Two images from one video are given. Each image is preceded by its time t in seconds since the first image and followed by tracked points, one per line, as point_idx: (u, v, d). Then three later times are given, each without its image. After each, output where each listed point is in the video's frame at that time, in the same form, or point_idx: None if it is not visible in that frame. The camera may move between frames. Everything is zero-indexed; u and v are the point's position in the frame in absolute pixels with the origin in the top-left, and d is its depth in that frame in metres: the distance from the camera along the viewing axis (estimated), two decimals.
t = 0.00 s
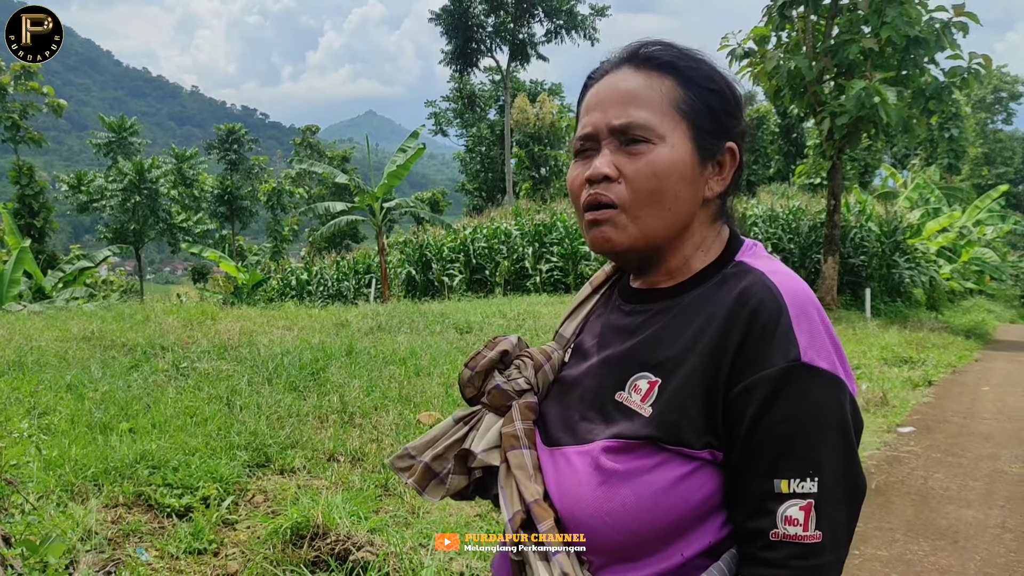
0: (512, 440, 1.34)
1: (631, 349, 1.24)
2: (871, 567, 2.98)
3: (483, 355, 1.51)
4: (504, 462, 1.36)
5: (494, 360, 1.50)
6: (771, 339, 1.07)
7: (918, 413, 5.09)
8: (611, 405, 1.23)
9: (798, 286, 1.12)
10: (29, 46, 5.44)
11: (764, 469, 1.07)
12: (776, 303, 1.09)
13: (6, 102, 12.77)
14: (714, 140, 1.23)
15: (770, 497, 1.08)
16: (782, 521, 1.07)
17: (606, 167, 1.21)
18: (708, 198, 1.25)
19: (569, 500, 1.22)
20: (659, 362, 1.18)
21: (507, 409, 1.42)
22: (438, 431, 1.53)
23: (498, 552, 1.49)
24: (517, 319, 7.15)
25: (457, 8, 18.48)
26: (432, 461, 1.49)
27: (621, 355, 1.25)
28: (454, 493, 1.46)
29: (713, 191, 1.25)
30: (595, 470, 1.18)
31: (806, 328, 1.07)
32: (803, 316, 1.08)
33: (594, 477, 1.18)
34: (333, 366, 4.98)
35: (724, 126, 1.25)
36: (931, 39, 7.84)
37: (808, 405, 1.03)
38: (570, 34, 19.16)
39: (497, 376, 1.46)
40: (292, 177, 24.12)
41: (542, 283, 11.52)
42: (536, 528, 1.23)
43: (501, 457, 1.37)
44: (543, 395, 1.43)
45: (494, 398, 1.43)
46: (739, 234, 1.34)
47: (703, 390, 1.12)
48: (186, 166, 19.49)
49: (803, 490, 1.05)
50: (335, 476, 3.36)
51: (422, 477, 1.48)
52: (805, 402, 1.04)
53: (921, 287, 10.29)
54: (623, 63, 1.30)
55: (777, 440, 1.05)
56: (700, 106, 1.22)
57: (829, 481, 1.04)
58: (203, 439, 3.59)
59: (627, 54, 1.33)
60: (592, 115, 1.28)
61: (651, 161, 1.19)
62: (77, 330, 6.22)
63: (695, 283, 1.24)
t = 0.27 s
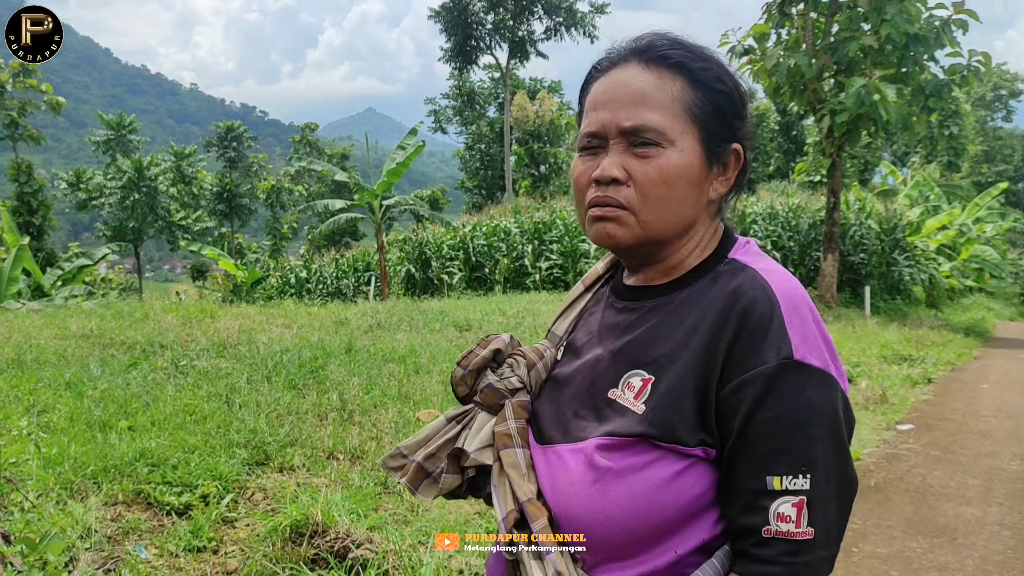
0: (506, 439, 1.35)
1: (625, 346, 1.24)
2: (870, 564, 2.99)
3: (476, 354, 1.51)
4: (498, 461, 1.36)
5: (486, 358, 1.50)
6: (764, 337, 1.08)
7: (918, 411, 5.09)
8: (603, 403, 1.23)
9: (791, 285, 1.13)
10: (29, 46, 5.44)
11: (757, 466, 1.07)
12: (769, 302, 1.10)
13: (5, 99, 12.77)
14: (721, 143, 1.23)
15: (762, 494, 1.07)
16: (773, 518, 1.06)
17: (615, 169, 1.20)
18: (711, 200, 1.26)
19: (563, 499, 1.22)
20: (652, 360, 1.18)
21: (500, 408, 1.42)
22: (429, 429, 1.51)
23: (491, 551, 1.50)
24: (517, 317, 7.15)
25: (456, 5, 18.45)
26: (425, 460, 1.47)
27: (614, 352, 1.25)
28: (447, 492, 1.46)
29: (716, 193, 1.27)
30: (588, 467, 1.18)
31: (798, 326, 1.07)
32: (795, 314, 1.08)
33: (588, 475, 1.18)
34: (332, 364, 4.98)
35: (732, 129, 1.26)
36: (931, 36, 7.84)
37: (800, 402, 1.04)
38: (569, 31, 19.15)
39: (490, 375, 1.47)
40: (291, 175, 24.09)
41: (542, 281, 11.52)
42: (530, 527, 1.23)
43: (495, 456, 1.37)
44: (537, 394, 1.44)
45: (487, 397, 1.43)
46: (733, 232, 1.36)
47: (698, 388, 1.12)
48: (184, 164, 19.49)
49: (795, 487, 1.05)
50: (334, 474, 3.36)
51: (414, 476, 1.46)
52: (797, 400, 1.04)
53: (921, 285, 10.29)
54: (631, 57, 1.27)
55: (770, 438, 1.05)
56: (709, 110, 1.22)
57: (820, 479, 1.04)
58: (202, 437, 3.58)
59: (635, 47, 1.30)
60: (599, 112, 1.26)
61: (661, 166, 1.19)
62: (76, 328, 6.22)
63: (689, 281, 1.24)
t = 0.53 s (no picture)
0: (501, 438, 1.34)
1: (624, 339, 1.25)
2: (868, 558, 2.99)
3: (466, 354, 1.49)
4: (493, 460, 1.35)
5: (477, 357, 1.48)
6: (761, 328, 1.08)
7: (916, 406, 5.09)
8: (601, 397, 1.23)
9: (786, 276, 1.14)
10: (29, 45, 5.44)
11: (756, 456, 1.07)
12: (765, 293, 1.10)
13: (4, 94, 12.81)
14: (730, 139, 1.26)
15: (762, 483, 1.07)
16: (775, 507, 1.06)
17: (632, 166, 1.21)
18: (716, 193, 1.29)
19: (563, 495, 1.22)
20: (651, 352, 1.18)
21: (494, 406, 1.42)
22: (422, 431, 1.50)
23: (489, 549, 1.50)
24: (516, 312, 7.15)
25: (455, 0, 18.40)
26: (419, 462, 1.46)
27: (613, 346, 1.25)
28: (443, 493, 1.45)
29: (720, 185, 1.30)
30: (588, 461, 1.18)
31: (795, 317, 1.08)
32: (791, 305, 1.09)
33: (588, 470, 1.18)
34: (331, 359, 4.98)
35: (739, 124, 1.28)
36: (930, 31, 7.83)
37: (799, 391, 1.04)
38: (568, 26, 19.12)
39: (481, 374, 1.46)
40: (290, 171, 24.05)
41: (541, 277, 11.52)
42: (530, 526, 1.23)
43: (490, 455, 1.36)
44: (530, 391, 1.44)
45: (480, 396, 1.42)
46: (726, 226, 1.38)
47: (697, 379, 1.12)
48: (184, 159, 19.63)
49: (795, 475, 1.05)
50: (333, 469, 3.36)
51: (409, 478, 1.46)
52: (796, 389, 1.04)
53: (920, 281, 10.29)
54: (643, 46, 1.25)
55: (769, 427, 1.05)
56: (720, 106, 1.23)
57: (819, 467, 1.04)
58: (201, 432, 3.58)
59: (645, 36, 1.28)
60: (612, 103, 1.25)
61: (677, 163, 1.20)
62: (75, 323, 6.22)
63: (686, 273, 1.24)
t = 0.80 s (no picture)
0: (504, 439, 1.34)
1: (624, 337, 1.25)
2: (867, 555, 3.00)
3: (465, 357, 1.49)
4: (497, 461, 1.35)
5: (476, 361, 1.48)
6: (763, 320, 1.08)
7: (916, 403, 5.09)
8: (604, 394, 1.23)
9: (783, 269, 1.15)
10: (29, 45, 5.44)
11: (762, 448, 1.07)
12: (764, 286, 1.11)
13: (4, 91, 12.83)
14: (725, 134, 1.26)
15: (769, 474, 1.07)
16: (783, 497, 1.06)
17: (627, 158, 1.21)
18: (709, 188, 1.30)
19: (569, 493, 1.22)
20: (653, 348, 1.18)
21: (495, 408, 1.42)
22: (423, 435, 1.50)
23: (492, 549, 1.50)
24: (515, 310, 7.15)
25: None
26: (421, 466, 1.46)
27: (613, 343, 1.26)
28: (446, 496, 1.44)
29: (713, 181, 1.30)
30: (594, 458, 1.18)
31: (795, 309, 1.09)
32: (790, 297, 1.10)
33: (595, 467, 1.18)
34: (331, 356, 4.98)
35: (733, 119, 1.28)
36: (929, 29, 7.83)
37: (804, 381, 1.04)
38: (567, 24, 19.11)
39: (481, 377, 1.46)
40: (290, 170, 24.03)
41: (541, 275, 11.52)
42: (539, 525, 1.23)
43: (494, 457, 1.36)
44: (530, 392, 1.45)
45: (480, 398, 1.43)
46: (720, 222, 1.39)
47: (700, 373, 1.12)
48: (184, 155, 19.66)
49: (801, 465, 1.04)
50: (333, 466, 3.36)
51: (412, 482, 1.45)
52: (799, 378, 1.04)
53: (919, 278, 10.29)
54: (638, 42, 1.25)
55: (774, 419, 1.05)
56: (715, 101, 1.23)
57: (824, 456, 1.05)
58: (201, 429, 3.59)
59: (639, 32, 1.28)
60: (606, 98, 1.25)
61: (671, 156, 1.20)
62: (75, 321, 6.22)
63: (683, 269, 1.25)
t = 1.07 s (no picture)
0: (510, 440, 1.34)
1: (628, 336, 1.25)
2: (866, 554, 3.00)
3: (469, 359, 1.49)
4: (504, 462, 1.34)
5: (479, 362, 1.48)
6: (767, 317, 1.08)
7: (916, 402, 5.09)
8: (610, 393, 1.23)
9: (784, 266, 1.16)
10: (29, 46, 5.43)
11: (769, 444, 1.07)
12: (768, 283, 1.11)
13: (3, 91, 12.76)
14: (725, 132, 1.26)
15: (776, 470, 1.07)
16: (790, 493, 1.06)
17: (629, 156, 1.21)
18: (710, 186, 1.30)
19: (577, 493, 1.22)
20: (658, 347, 1.18)
21: (500, 409, 1.42)
22: (428, 438, 1.49)
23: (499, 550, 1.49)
24: (514, 309, 7.15)
25: None
26: (427, 469, 1.45)
27: (618, 343, 1.26)
28: (453, 498, 1.43)
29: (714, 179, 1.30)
30: (600, 458, 1.18)
31: (798, 305, 1.09)
32: (794, 293, 1.10)
33: (601, 466, 1.18)
34: (331, 356, 4.98)
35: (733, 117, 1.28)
36: (929, 28, 7.82)
37: (808, 377, 1.04)
38: (568, 23, 19.10)
39: (485, 379, 1.46)
40: (290, 169, 24.02)
41: (541, 274, 11.52)
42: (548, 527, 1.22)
43: (500, 458, 1.35)
44: (534, 393, 1.45)
45: (485, 400, 1.42)
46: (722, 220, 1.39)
47: (705, 372, 1.12)
48: (183, 155, 19.59)
49: (808, 461, 1.05)
50: (333, 465, 3.37)
51: (418, 485, 1.44)
52: (804, 375, 1.04)
53: (919, 278, 10.29)
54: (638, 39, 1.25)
55: (780, 415, 1.05)
56: (716, 99, 1.23)
57: (830, 451, 1.05)
58: (201, 429, 3.59)
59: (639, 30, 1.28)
60: (607, 95, 1.25)
61: (674, 154, 1.20)
62: (75, 320, 6.21)
63: (687, 267, 1.25)
